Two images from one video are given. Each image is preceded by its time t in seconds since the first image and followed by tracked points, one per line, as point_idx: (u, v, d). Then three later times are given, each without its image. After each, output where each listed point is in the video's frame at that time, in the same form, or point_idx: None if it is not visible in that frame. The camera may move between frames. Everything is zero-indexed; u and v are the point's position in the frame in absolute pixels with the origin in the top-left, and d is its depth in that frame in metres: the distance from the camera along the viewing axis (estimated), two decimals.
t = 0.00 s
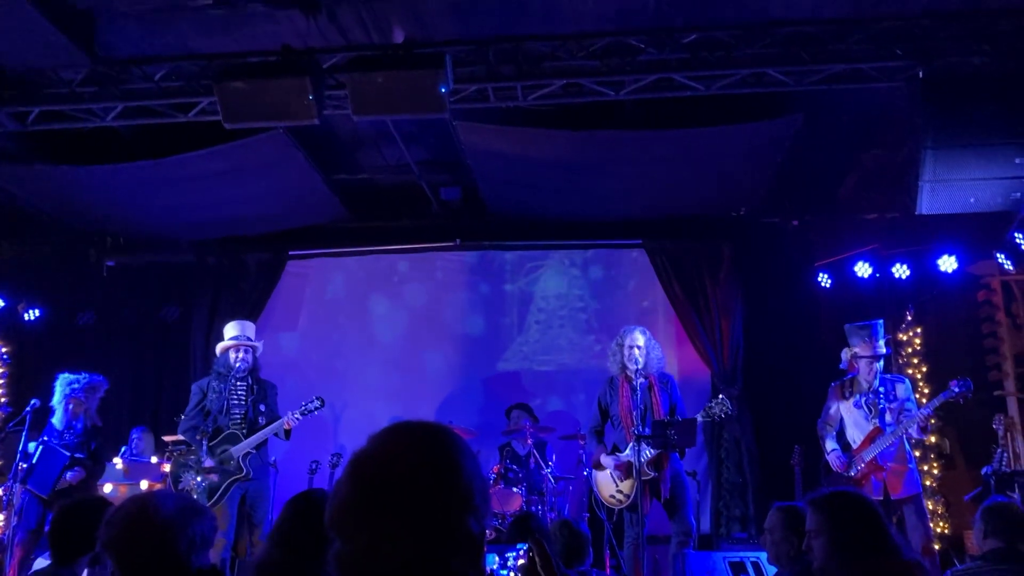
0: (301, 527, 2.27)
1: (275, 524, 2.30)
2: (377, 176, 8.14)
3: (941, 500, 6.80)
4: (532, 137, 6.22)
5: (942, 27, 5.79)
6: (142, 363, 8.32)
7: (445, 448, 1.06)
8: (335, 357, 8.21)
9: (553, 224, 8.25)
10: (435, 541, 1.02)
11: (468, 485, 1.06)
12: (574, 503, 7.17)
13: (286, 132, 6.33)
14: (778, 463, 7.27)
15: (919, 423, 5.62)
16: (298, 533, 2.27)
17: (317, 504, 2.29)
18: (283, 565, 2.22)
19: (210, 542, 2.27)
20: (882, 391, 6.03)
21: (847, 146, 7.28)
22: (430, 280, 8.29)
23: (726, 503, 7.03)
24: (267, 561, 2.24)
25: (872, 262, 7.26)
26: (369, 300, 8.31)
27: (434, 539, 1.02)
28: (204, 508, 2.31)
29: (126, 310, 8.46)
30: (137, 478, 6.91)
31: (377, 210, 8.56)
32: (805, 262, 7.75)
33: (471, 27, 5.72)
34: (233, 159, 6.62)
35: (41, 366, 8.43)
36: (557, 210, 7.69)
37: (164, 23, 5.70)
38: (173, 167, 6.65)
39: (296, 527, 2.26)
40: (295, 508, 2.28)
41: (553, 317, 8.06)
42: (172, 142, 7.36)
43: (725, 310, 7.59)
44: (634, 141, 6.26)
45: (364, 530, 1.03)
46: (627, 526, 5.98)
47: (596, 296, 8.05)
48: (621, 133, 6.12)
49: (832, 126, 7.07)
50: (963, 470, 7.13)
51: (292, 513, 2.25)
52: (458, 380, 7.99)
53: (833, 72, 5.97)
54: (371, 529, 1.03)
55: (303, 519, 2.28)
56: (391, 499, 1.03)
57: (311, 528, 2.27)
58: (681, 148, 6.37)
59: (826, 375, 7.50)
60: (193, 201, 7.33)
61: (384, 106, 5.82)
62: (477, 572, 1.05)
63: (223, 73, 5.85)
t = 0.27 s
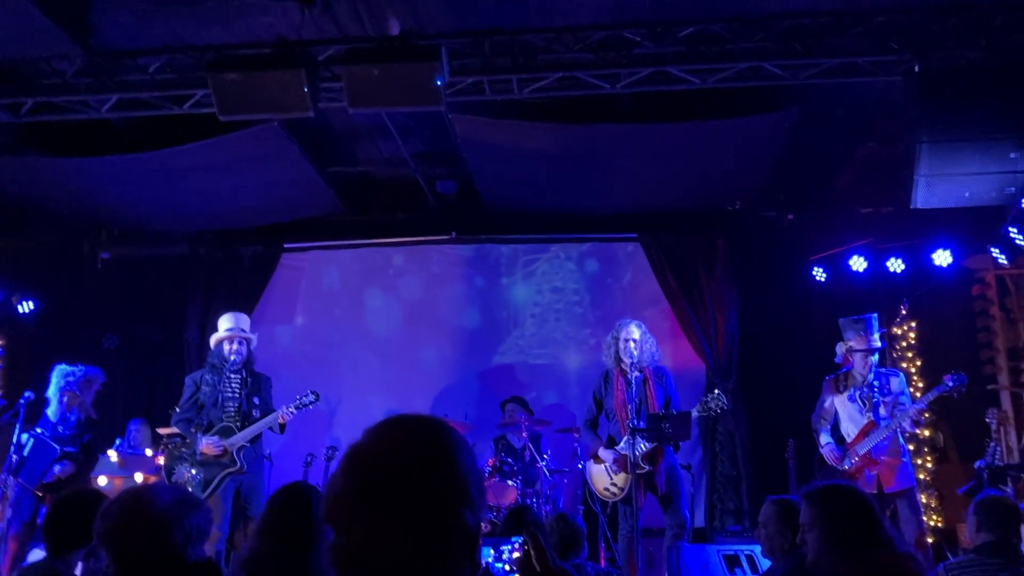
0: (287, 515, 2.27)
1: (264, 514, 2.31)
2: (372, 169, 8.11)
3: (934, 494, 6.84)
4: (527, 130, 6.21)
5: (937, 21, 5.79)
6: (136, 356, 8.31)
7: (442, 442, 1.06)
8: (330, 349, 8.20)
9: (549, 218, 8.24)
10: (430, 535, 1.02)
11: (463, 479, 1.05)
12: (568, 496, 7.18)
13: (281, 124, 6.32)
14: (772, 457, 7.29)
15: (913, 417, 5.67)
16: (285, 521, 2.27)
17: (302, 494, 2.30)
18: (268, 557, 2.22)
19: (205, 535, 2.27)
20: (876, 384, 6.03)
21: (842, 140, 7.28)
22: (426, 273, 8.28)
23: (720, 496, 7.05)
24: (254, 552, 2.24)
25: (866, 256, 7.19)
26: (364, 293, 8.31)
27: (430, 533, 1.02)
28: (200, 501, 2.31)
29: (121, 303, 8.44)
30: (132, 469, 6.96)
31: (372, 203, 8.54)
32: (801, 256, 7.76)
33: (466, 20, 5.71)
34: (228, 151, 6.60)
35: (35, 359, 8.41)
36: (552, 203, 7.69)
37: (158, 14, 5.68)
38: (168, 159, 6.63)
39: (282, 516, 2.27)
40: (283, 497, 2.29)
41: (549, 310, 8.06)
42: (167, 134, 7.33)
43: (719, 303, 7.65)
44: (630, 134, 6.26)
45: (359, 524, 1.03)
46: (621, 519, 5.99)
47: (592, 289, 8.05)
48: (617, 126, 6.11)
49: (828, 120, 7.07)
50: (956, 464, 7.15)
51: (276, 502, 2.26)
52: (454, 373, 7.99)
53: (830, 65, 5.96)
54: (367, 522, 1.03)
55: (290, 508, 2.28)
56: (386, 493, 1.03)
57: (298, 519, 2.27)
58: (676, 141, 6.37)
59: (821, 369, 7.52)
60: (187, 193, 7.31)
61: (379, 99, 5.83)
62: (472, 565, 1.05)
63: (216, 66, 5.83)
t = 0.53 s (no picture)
0: (270, 506, 2.35)
1: (246, 512, 2.39)
2: (368, 162, 8.08)
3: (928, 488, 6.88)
4: (523, 124, 6.21)
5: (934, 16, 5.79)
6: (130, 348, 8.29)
7: (437, 436, 1.05)
8: (326, 343, 8.20)
9: (545, 212, 8.24)
10: (425, 528, 1.02)
11: (458, 471, 1.05)
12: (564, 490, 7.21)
13: (276, 117, 6.31)
14: (766, 451, 7.32)
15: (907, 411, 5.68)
16: (269, 513, 2.35)
17: (283, 486, 2.40)
18: (255, 545, 2.27)
19: (200, 529, 2.27)
20: (870, 379, 6.07)
21: (838, 135, 7.29)
22: (421, 267, 8.28)
23: (715, 490, 7.10)
24: (241, 545, 2.30)
25: (861, 250, 7.22)
26: (358, 287, 8.29)
27: (426, 528, 1.02)
28: (196, 496, 2.31)
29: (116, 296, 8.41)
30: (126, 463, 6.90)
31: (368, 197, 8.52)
32: (796, 250, 7.77)
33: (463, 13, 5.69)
34: (223, 144, 6.59)
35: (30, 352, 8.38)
36: (548, 197, 7.69)
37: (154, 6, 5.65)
38: (162, 152, 6.61)
39: (265, 508, 2.35)
40: (264, 490, 2.39)
41: (544, 304, 8.06)
42: (162, 126, 7.31)
43: (715, 299, 7.62)
44: (626, 128, 6.26)
45: (354, 518, 1.03)
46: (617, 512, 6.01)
47: (587, 283, 8.05)
48: (613, 121, 6.11)
49: (824, 115, 7.06)
50: (949, 459, 7.20)
51: (258, 492, 2.36)
52: (449, 367, 8.00)
53: (826, 60, 5.96)
54: (362, 517, 1.03)
55: (272, 500, 2.37)
56: (381, 488, 1.03)
57: (280, 510, 2.36)
58: (672, 136, 6.37)
59: (815, 363, 7.54)
60: (182, 186, 7.29)
61: (375, 92, 5.82)
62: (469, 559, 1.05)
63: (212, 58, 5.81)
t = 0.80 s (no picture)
0: (268, 502, 2.35)
1: (244, 505, 2.39)
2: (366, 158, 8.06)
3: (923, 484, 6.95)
4: (521, 119, 6.20)
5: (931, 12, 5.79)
6: (126, 344, 8.28)
7: (435, 431, 1.05)
8: (323, 338, 8.20)
9: (542, 208, 8.23)
10: (422, 524, 1.02)
11: (455, 467, 1.05)
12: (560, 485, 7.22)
13: (274, 112, 6.29)
14: (763, 446, 7.34)
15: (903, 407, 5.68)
16: (267, 508, 2.35)
17: (281, 481, 2.39)
18: (253, 544, 2.28)
19: (197, 523, 2.27)
20: (867, 375, 6.06)
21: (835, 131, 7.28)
22: (419, 262, 8.28)
23: (711, 485, 7.12)
24: (238, 541, 2.31)
25: (858, 247, 7.22)
26: (356, 282, 8.30)
27: (423, 524, 1.02)
28: (191, 490, 2.31)
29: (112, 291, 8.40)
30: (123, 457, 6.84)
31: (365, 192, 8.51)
32: (793, 246, 7.78)
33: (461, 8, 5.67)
34: (220, 139, 6.58)
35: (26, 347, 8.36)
36: (545, 193, 7.68)
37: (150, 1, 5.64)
38: (159, 147, 6.60)
39: (263, 504, 2.35)
40: (263, 485, 2.38)
41: (542, 300, 8.06)
42: (159, 121, 7.29)
43: (711, 295, 7.64)
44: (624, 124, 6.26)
45: (351, 514, 1.03)
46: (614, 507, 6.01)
47: (585, 279, 8.06)
48: (611, 116, 6.11)
49: (821, 112, 7.06)
50: (946, 455, 7.21)
51: (256, 489, 2.35)
52: (447, 363, 8.01)
53: (823, 56, 5.95)
54: (360, 513, 1.03)
55: (271, 495, 2.36)
56: (379, 484, 1.03)
57: (277, 505, 2.36)
58: (670, 132, 6.37)
59: (811, 359, 7.55)
60: (178, 181, 7.27)
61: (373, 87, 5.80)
62: (467, 554, 1.06)
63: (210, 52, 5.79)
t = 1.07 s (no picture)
0: (277, 497, 2.32)
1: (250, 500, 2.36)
2: (363, 153, 8.01)
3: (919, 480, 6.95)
4: (518, 115, 6.20)
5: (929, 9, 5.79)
6: (123, 338, 8.27)
7: (432, 427, 1.05)
8: (320, 334, 8.19)
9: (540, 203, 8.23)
10: (418, 520, 1.02)
11: (453, 462, 1.05)
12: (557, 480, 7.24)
13: (271, 107, 6.28)
14: (759, 442, 7.35)
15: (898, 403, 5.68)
16: (274, 504, 2.31)
17: (289, 477, 2.35)
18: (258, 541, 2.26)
19: (194, 517, 2.27)
20: (861, 370, 6.03)
21: (833, 128, 7.28)
22: (416, 258, 8.28)
23: (708, 481, 7.11)
24: (243, 536, 2.28)
25: (854, 243, 7.28)
26: (353, 277, 8.30)
27: (420, 521, 1.02)
28: (188, 486, 2.32)
29: (108, 285, 8.38)
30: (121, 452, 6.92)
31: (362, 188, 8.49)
32: (790, 242, 7.81)
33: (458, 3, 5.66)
34: (217, 134, 6.56)
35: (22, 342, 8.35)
36: (542, 188, 7.67)
37: None
38: (156, 142, 6.60)
39: (270, 499, 2.32)
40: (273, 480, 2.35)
41: (539, 296, 8.06)
42: (155, 115, 7.27)
43: (708, 290, 7.68)
44: (622, 120, 6.25)
45: (348, 510, 1.04)
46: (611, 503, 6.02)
47: (582, 275, 8.06)
48: (608, 112, 6.11)
49: (819, 108, 7.05)
50: (942, 451, 7.23)
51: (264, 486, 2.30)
52: (444, 358, 8.01)
53: (821, 52, 5.95)
54: (356, 508, 1.03)
55: (279, 490, 2.33)
56: (375, 479, 1.03)
57: (284, 503, 2.32)
58: (667, 127, 6.37)
59: (808, 355, 7.56)
60: (175, 175, 7.26)
61: (370, 82, 5.80)
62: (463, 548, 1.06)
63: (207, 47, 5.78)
